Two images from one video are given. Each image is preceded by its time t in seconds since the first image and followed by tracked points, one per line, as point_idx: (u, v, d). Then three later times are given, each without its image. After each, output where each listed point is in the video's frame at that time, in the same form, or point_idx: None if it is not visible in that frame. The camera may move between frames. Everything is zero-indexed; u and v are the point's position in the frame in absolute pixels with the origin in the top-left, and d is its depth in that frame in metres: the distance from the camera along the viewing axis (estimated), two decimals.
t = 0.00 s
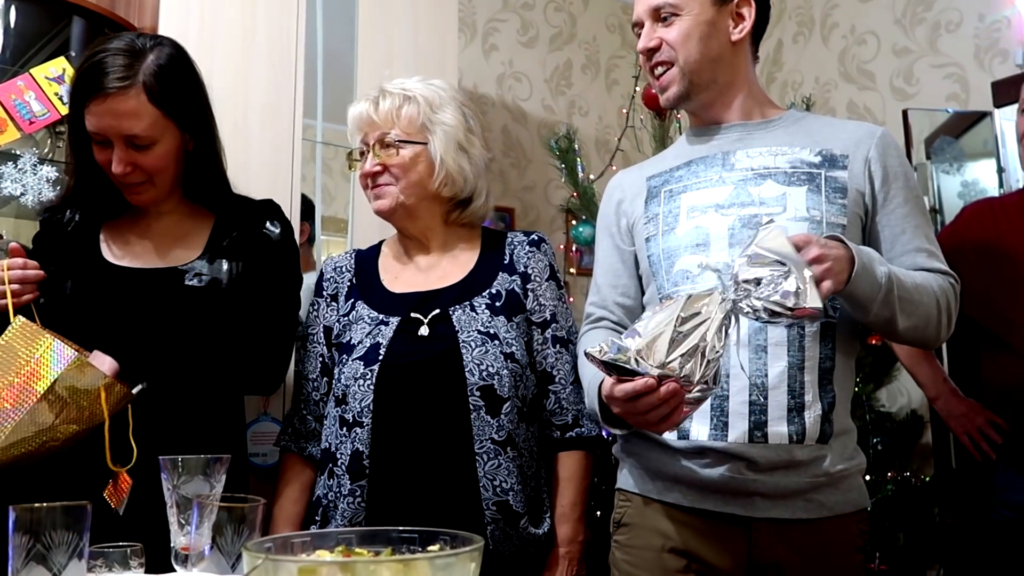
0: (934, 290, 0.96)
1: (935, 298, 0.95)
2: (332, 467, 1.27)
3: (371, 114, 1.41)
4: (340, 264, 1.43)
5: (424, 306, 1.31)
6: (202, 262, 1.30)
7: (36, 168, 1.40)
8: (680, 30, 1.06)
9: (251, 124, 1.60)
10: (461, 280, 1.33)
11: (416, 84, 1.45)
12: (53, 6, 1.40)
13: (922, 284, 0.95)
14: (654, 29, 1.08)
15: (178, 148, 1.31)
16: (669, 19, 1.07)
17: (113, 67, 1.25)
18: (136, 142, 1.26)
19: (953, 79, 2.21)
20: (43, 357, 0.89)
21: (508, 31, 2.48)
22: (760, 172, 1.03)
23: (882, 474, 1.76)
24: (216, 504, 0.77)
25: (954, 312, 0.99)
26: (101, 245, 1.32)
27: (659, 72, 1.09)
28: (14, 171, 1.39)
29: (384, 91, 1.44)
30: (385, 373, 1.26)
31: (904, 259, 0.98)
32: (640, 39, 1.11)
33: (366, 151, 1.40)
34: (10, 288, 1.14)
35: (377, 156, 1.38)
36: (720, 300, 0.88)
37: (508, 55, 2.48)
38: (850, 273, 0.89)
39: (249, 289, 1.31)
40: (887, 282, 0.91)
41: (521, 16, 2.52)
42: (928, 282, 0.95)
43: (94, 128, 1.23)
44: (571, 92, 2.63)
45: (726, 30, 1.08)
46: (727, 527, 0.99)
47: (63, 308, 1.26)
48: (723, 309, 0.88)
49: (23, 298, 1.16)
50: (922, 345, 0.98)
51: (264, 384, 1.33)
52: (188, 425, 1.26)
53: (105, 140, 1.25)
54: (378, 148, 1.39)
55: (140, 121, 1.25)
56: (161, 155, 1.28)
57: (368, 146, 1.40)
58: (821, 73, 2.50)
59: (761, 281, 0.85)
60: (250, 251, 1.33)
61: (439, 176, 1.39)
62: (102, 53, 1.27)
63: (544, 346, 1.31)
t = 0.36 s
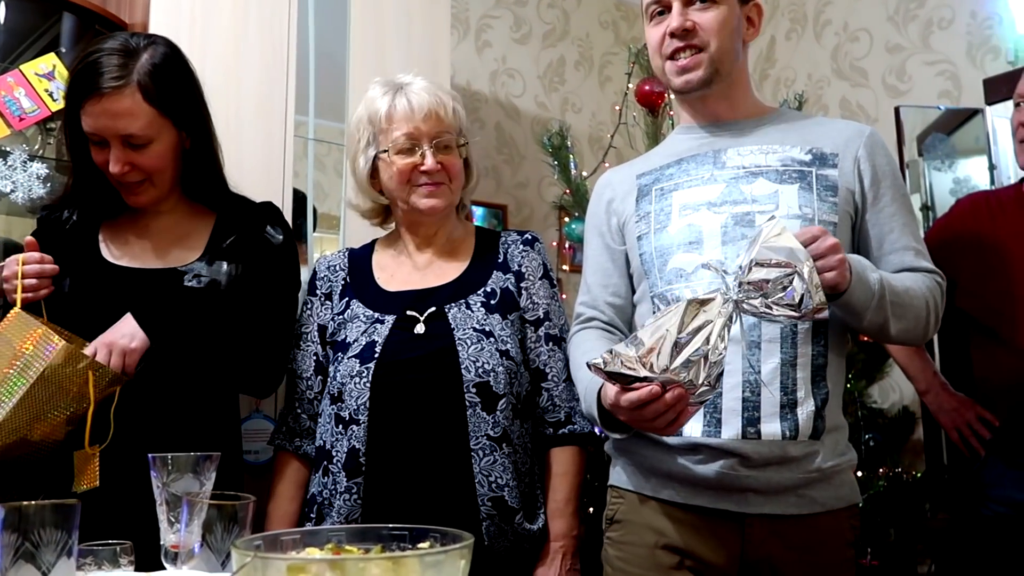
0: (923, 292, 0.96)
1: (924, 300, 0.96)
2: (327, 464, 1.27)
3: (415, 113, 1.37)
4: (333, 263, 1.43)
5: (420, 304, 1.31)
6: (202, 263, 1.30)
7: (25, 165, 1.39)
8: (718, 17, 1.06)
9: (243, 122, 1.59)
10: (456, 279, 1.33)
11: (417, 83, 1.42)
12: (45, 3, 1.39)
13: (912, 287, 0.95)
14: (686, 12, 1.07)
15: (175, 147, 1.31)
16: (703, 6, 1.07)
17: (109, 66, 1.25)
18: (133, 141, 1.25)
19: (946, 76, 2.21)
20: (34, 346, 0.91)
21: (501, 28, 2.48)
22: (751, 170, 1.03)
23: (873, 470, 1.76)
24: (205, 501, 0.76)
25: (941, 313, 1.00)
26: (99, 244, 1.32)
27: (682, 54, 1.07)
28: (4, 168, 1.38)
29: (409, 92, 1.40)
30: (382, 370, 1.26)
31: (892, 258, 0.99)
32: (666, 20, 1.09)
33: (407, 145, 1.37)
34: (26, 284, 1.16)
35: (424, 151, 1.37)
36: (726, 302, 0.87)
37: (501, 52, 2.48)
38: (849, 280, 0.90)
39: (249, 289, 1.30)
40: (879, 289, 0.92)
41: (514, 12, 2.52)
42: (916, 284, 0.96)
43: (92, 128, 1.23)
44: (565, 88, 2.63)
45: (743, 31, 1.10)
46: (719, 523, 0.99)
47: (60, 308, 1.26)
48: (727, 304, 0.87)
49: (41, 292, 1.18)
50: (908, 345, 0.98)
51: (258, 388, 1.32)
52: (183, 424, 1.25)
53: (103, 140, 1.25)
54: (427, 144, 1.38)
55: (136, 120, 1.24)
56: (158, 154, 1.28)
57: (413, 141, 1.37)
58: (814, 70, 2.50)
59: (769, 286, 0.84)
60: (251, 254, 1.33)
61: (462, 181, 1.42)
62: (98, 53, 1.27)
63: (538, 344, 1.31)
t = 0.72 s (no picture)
0: (903, 294, 0.98)
1: (905, 301, 0.97)
2: (317, 462, 1.26)
3: (423, 112, 1.38)
4: (322, 261, 1.42)
5: (411, 303, 1.31)
6: (184, 265, 1.28)
7: (4, 161, 1.38)
8: (719, 23, 1.07)
9: (225, 119, 1.58)
10: (447, 279, 1.34)
11: (421, 82, 1.43)
12: None
13: (894, 289, 0.96)
14: (688, 13, 1.06)
15: (159, 141, 1.30)
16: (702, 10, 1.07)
17: (93, 59, 1.24)
18: (118, 134, 1.24)
19: (925, 78, 2.23)
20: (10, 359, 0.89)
21: (485, 26, 2.48)
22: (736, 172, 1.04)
23: (852, 469, 1.78)
24: (186, 502, 0.77)
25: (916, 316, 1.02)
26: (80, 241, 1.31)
27: (681, 56, 1.06)
28: None
29: (416, 90, 1.41)
30: (374, 368, 1.26)
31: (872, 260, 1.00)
32: (666, 20, 1.08)
33: (416, 143, 1.38)
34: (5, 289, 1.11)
35: (428, 151, 1.38)
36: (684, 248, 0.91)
37: (485, 50, 2.48)
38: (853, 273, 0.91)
39: (230, 293, 1.28)
40: (879, 286, 0.93)
41: (498, 10, 2.52)
42: (898, 287, 0.97)
43: (77, 121, 1.22)
44: (549, 87, 2.63)
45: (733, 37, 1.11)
46: (702, 521, 1.00)
47: (41, 304, 1.25)
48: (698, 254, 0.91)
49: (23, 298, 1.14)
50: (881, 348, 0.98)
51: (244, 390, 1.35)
52: (162, 424, 1.25)
53: (88, 134, 1.23)
54: (430, 144, 1.39)
55: (120, 112, 1.24)
56: (143, 147, 1.26)
57: (419, 140, 1.38)
58: (796, 70, 2.52)
59: (715, 220, 0.89)
60: (233, 257, 1.32)
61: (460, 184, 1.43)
62: (82, 46, 1.26)
63: (526, 345, 1.32)
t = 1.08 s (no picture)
0: (857, 312, 0.98)
1: (858, 322, 0.97)
2: (296, 480, 1.25)
3: (413, 131, 1.40)
4: (302, 278, 1.41)
5: (393, 322, 1.31)
6: (152, 283, 1.27)
7: None
8: (704, 64, 1.05)
9: (198, 136, 1.57)
10: (429, 299, 1.34)
11: (409, 104, 1.44)
12: None
13: (849, 308, 0.97)
14: (677, 58, 1.04)
15: (132, 152, 1.28)
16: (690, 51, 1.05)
17: (65, 68, 1.23)
18: (90, 142, 1.22)
19: (891, 101, 2.26)
20: None
21: (459, 45, 2.49)
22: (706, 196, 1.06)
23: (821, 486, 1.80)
24: (156, 526, 0.77)
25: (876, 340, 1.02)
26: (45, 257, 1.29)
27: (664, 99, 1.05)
28: None
29: (405, 110, 1.43)
30: (356, 387, 1.25)
31: (830, 283, 1.02)
32: (654, 60, 1.05)
33: (404, 164, 1.39)
34: None
35: (417, 170, 1.39)
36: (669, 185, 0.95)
37: (459, 68, 2.49)
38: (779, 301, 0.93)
39: (198, 314, 1.28)
40: (816, 311, 0.94)
41: (471, 30, 2.53)
42: (853, 306, 0.98)
43: (48, 130, 1.20)
44: (522, 106, 2.65)
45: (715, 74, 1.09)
46: (678, 539, 0.99)
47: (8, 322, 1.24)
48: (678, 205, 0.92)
49: None
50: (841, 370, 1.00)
51: (209, 413, 1.32)
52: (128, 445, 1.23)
53: (59, 144, 1.22)
54: (419, 163, 1.40)
55: (93, 121, 1.22)
56: (116, 157, 1.25)
57: (407, 159, 1.39)
58: (765, 92, 2.56)
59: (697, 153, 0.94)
60: (200, 277, 1.31)
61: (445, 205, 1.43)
62: (55, 57, 1.25)
63: (505, 367, 1.32)
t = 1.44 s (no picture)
0: (822, 350, 1.00)
1: (822, 357, 0.99)
2: (257, 510, 1.23)
3: (410, 175, 1.37)
4: (268, 306, 1.40)
5: (359, 352, 1.30)
6: (107, 312, 1.25)
7: None
8: (681, 108, 1.07)
9: (159, 165, 1.56)
10: (396, 330, 1.34)
11: (405, 144, 1.42)
12: None
13: (811, 345, 0.99)
14: (657, 101, 1.05)
15: (86, 179, 1.27)
16: (670, 95, 1.06)
17: (19, 95, 1.22)
18: (42, 170, 1.21)
19: (849, 136, 2.29)
20: None
21: (425, 76, 2.51)
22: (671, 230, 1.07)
23: (784, 515, 1.82)
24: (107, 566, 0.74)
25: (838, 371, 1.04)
26: None
27: (641, 140, 1.07)
28: None
29: (402, 152, 1.40)
30: (320, 417, 1.24)
31: (786, 319, 1.04)
32: (636, 100, 1.05)
33: (394, 208, 1.36)
34: None
35: (406, 214, 1.37)
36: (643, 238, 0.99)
37: (425, 99, 2.50)
38: (738, 335, 0.94)
39: (157, 343, 1.28)
40: (778, 346, 0.96)
41: (438, 62, 2.55)
42: (816, 342, 1.00)
43: None
44: (488, 137, 2.67)
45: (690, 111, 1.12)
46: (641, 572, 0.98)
47: None
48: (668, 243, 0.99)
49: None
50: (812, 402, 1.02)
51: (168, 444, 1.31)
52: (82, 480, 1.20)
53: (10, 170, 1.20)
54: (408, 207, 1.37)
55: (45, 148, 1.21)
56: (69, 184, 1.23)
57: (396, 204, 1.36)
58: (727, 125, 2.64)
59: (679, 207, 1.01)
60: (161, 307, 1.30)
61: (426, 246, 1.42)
62: (10, 85, 1.24)
63: (470, 400, 1.31)
